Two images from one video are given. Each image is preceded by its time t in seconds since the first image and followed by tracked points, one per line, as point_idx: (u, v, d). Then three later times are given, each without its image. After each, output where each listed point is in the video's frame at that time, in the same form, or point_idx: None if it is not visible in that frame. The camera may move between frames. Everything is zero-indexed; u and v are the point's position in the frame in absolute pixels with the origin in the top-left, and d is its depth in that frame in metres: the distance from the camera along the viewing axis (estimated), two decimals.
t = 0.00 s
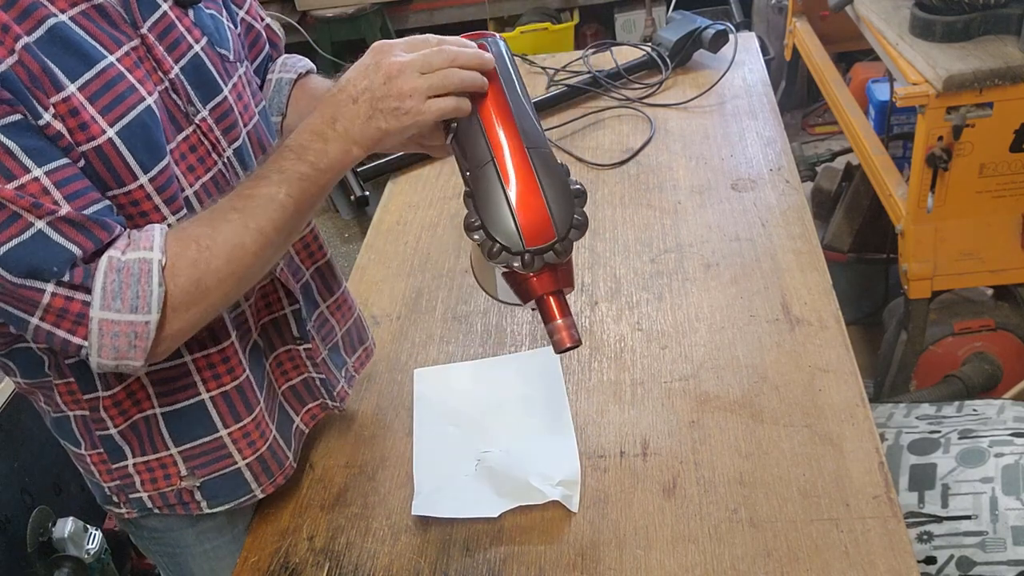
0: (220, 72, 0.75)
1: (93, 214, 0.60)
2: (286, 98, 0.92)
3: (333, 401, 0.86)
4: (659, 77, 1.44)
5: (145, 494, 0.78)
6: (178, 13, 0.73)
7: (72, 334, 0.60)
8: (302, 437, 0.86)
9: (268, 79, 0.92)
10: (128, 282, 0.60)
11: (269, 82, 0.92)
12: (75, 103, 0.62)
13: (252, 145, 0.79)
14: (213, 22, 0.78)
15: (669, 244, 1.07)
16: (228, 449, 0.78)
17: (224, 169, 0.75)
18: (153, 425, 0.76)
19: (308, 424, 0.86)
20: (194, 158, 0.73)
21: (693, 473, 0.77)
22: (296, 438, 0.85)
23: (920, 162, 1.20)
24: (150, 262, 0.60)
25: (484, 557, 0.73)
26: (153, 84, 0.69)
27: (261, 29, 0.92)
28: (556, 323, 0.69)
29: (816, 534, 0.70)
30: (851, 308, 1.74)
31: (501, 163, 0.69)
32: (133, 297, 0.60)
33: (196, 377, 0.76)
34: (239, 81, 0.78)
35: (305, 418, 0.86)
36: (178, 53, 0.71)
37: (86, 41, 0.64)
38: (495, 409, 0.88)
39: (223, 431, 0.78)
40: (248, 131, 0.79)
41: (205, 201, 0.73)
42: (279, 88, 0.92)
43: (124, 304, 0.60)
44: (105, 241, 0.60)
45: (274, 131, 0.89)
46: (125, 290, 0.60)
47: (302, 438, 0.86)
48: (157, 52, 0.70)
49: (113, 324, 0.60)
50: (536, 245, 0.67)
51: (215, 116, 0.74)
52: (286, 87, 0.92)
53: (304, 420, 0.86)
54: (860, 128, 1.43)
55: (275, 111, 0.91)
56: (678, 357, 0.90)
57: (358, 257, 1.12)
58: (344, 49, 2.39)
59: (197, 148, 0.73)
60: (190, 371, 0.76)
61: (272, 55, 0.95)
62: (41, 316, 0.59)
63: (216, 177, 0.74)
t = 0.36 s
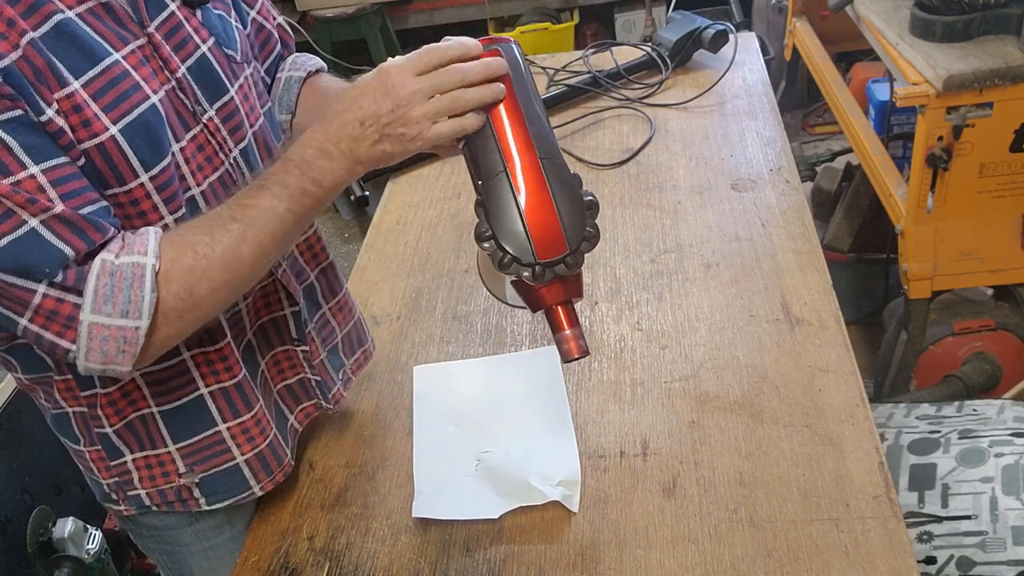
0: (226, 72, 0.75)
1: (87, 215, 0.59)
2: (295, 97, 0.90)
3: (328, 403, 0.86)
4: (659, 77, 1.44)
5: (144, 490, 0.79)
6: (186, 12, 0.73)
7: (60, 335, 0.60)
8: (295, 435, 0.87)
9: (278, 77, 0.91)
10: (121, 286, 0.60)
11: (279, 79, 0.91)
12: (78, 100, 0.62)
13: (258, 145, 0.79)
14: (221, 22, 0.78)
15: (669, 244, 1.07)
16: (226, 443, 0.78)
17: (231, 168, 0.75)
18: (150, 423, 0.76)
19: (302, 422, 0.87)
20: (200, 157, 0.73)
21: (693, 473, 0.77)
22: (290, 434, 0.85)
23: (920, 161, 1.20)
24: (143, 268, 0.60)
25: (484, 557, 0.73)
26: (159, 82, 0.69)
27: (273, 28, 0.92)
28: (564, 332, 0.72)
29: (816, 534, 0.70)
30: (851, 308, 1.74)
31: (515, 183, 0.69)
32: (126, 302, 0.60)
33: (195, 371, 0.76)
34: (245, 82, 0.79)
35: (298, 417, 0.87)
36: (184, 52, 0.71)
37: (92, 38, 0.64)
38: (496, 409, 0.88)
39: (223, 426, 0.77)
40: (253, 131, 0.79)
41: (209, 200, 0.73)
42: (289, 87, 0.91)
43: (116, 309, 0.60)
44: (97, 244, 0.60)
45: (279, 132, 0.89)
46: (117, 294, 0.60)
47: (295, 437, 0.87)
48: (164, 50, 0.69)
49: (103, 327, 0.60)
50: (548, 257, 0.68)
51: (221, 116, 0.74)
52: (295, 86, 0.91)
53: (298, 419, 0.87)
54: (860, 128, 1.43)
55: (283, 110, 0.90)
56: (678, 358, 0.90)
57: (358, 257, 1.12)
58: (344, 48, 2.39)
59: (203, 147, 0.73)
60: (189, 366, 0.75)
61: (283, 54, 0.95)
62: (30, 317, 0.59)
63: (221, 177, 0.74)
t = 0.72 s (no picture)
0: (239, 82, 0.73)
1: None
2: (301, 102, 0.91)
3: (349, 416, 0.85)
4: (659, 77, 1.44)
5: (136, 496, 0.78)
6: (202, 21, 0.71)
7: None
8: (312, 440, 0.84)
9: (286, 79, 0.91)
10: None
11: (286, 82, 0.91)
12: (65, 117, 0.62)
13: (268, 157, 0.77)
14: (240, 30, 0.76)
15: (669, 244, 1.07)
16: (210, 445, 0.78)
17: (238, 178, 0.72)
18: (135, 437, 0.75)
19: (322, 429, 0.84)
20: (207, 167, 0.70)
21: (693, 473, 0.77)
22: (300, 442, 0.83)
23: (920, 162, 1.20)
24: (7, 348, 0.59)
25: (485, 558, 0.73)
26: (162, 93, 0.67)
27: (293, 34, 0.91)
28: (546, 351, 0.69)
29: (816, 534, 0.70)
30: (851, 308, 1.74)
31: (533, 193, 0.70)
32: None
33: (177, 379, 0.75)
34: (258, 93, 0.77)
35: (319, 424, 0.84)
36: (199, 60, 0.70)
37: (94, 49, 0.64)
38: (495, 409, 0.88)
39: (206, 427, 0.77)
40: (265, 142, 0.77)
41: (213, 212, 0.71)
42: (296, 91, 0.91)
43: None
44: None
45: (289, 142, 0.88)
46: None
47: (311, 442, 0.84)
48: (175, 58, 0.68)
49: None
50: (553, 267, 0.68)
51: (230, 125, 0.72)
52: (303, 91, 0.91)
53: (319, 426, 0.84)
54: (860, 128, 1.43)
55: (290, 113, 0.91)
56: (678, 357, 0.90)
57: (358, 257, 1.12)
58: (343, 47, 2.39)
59: (212, 157, 0.71)
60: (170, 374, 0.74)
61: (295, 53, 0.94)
62: None
63: (228, 188, 0.72)
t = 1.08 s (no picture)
0: (245, 97, 0.73)
1: None
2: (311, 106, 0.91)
3: (344, 435, 0.84)
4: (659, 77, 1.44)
5: (111, 498, 0.78)
6: (211, 35, 0.71)
7: None
8: (305, 468, 0.83)
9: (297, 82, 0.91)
10: None
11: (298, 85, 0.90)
12: (54, 130, 0.62)
13: (270, 174, 0.76)
14: (252, 44, 0.75)
15: (668, 244, 1.07)
16: (194, 453, 0.78)
17: (235, 196, 0.72)
18: (117, 440, 0.75)
19: (315, 455, 0.83)
20: (202, 184, 0.70)
21: (693, 473, 0.77)
22: (291, 467, 0.82)
23: (920, 162, 1.20)
24: None
25: (485, 558, 0.73)
26: (158, 108, 0.67)
27: (310, 43, 0.91)
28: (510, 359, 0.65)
29: (816, 534, 0.70)
30: (851, 308, 1.74)
31: (562, 193, 0.68)
32: None
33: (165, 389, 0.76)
34: (263, 109, 0.76)
35: (313, 450, 0.83)
36: (204, 74, 0.69)
37: (92, 61, 0.64)
38: (496, 410, 0.88)
39: (191, 438, 0.78)
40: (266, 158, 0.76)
41: (206, 229, 0.71)
42: (306, 95, 0.91)
43: None
44: None
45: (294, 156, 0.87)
46: None
47: (304, 470, 0.83)
48: (177, 72, 0.67)
49: None
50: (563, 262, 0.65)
51: (230, 141, 0.71)
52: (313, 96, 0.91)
53: (314, 452, 0.83)
54: (861, 128, 1.43)
55: (297, 118, 0.91)
56: (678, 357, 0.90)
57: (358, 257, 1.12)
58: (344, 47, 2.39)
59: (209, 173, 0.70)
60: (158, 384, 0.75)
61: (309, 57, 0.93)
62: None
63: (223, 205, 0.71)
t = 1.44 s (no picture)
0: (245, 112, 0.73)
1: None
2: (314, 117, 0.91)
3: (333, 446, 0.82)
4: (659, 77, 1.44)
5: (100, 498, 0.79)
6: (214, 49, 0.71)
7: None
8: (294, 477, 0.83)
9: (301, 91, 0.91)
10: None
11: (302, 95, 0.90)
12: (48, 146, 0.62)
13: (268, 188, 0.76)
14: (255, 58, 0.75)
15: (668, 244, 1.07)
16: (185, 467, 0.79)
17: (230, 212, 0.72)
18: (107, 448, 0.76)
19: (303, 466, 0.83)
20: (197, 200, 0.70)
21: (693, 474, 0.77)
22: (280, 481, 0.82)
23: (920, 162, 1.20)
24: None
25: (484, 558, 0.73)
26: (156, 124, 0.67)
27: (315, 53, 0.91)
28: (484, 356, 0.61)
29: (816, 534, 0.70)
30: (851, 308, 1.74)
31: (578, 237, 0.71)
32: None
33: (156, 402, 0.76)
34: (264, 123, 0.76)
35: (300, 460, 0.82)
36: (204, 90, 0.70)
37: (90, 76, 0.64)
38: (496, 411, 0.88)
39: (181, 451, 0.78)
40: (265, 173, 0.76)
41: (200, 244, 0.71)
42: (309, 104, 0.91)
43: None
44: None
45: (295, 165, 0.87)
46: None
47: (292, 479, 0.83)
48: (177, 88, 0.68)
49: None
50: (562, 291, 0.68)
51: (228, 156, 0.72)
52: (317, 107, 0.91)
53: (300, 462, 0.82)
54: (860, 128, 1.43)
55: (299, 127, 0.91)
56: (678, 358, 0.90)
57: (358, 258, 1.12)
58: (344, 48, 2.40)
59: (204, 190, 0.70)
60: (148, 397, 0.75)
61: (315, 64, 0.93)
62: None
63: (218, 221, 0.72)
